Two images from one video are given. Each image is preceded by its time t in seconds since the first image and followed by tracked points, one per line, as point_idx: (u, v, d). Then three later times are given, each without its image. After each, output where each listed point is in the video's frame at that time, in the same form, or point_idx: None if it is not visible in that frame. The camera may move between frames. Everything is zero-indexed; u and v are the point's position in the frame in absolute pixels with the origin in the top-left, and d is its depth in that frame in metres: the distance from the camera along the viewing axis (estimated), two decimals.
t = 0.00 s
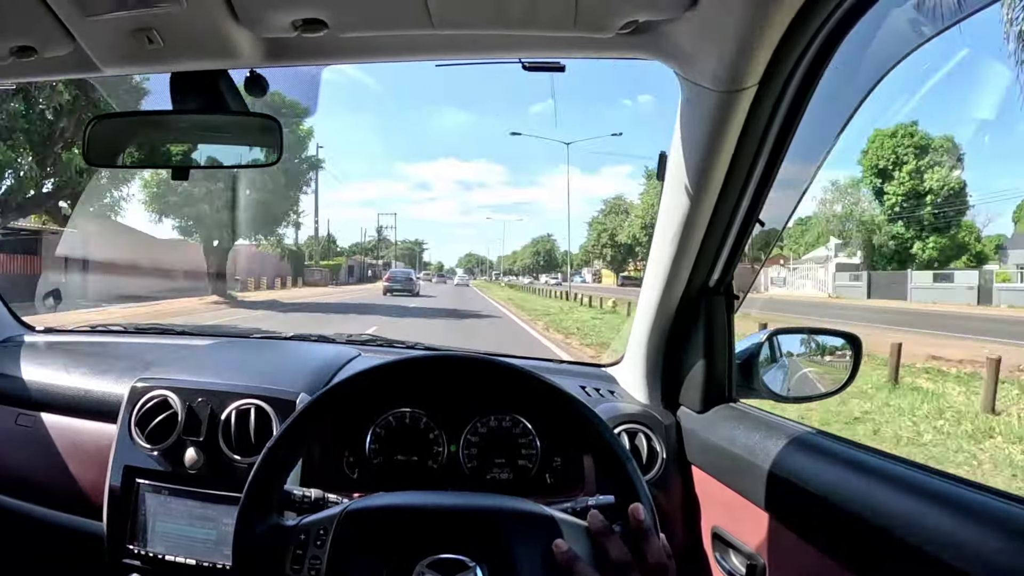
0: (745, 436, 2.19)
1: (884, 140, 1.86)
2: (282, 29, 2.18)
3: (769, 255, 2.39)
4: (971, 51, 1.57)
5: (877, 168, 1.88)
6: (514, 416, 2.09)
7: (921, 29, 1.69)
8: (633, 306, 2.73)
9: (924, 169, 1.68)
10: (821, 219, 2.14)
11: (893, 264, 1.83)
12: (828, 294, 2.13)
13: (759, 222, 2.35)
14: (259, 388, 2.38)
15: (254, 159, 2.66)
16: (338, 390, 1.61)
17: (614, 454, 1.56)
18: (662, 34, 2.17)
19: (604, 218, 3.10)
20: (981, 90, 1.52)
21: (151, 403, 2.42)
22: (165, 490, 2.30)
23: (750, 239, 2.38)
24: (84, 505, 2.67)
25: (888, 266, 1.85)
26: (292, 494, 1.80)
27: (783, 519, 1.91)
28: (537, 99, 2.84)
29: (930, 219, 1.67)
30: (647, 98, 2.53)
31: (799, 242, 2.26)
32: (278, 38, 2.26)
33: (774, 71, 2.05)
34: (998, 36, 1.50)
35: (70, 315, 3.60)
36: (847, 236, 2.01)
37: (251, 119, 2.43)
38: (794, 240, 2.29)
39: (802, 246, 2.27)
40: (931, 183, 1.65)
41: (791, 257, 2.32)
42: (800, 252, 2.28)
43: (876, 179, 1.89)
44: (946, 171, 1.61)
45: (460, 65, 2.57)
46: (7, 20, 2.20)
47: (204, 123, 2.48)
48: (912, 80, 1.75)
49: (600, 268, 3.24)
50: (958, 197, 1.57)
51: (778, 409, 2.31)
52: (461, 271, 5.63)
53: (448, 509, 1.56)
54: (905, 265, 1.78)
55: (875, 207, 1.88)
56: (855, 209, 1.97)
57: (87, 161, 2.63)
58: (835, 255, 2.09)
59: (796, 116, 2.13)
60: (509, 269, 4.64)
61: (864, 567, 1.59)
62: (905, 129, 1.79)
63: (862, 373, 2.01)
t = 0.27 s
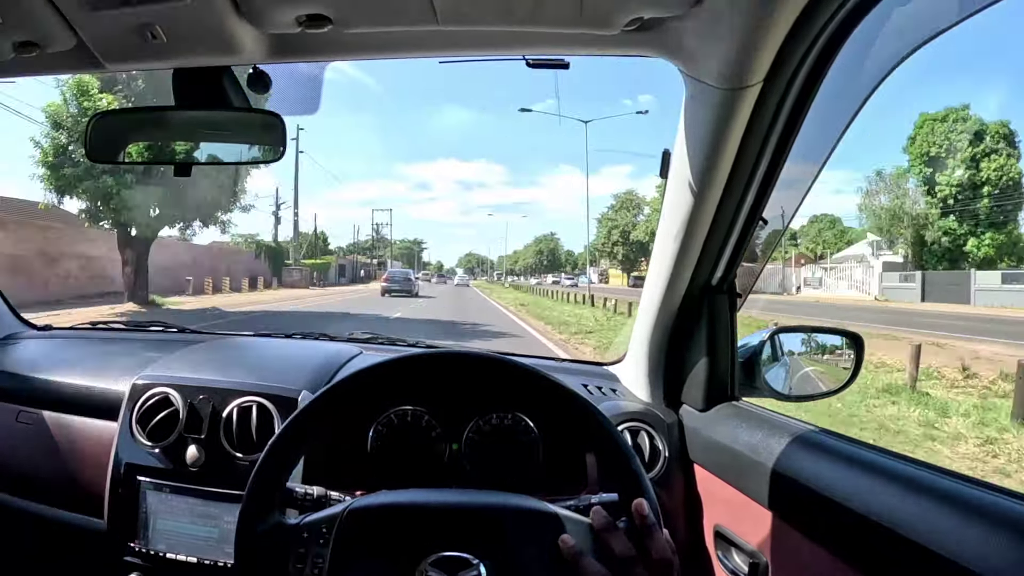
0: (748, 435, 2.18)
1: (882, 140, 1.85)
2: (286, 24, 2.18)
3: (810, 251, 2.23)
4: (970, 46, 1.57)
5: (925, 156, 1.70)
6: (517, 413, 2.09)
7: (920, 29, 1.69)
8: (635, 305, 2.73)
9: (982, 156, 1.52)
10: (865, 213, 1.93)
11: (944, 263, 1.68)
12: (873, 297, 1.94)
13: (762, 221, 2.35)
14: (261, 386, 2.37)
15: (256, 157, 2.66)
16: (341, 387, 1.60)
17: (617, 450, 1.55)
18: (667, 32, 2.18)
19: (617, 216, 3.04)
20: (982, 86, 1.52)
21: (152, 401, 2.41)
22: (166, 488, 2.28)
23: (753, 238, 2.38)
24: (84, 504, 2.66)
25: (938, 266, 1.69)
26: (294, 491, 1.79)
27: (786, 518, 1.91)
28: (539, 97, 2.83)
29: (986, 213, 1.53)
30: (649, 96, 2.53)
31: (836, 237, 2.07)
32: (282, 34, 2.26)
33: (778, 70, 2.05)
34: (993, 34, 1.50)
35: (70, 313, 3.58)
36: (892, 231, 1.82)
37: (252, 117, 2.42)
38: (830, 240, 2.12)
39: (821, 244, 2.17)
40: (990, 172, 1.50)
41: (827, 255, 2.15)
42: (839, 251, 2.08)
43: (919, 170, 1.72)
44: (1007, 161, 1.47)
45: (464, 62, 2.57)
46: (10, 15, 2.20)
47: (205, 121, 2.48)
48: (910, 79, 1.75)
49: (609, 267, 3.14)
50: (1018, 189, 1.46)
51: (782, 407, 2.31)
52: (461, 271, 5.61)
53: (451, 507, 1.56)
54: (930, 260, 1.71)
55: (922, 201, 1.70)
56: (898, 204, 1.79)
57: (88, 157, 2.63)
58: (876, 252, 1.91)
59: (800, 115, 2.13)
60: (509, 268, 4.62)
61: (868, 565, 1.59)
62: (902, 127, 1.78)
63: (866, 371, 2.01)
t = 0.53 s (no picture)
0: (752, 436, 2.19)
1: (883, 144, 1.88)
2: (291, 26, 2.18)
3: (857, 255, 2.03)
4: (971, 50, 1.58)
5: (982, 141, 1.53)
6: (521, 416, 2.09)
7: (926, 30, 1.69)
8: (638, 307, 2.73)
9: None
10: (917, 201, 1.75)
11: (1005, 262, 1.49)
12: (926, 301, 1.72)
13: (766, 223, 2.35)
14: (265, 387, 2.37)
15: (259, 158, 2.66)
16: (348, 390, 1.60)
17: (623, 452, 1.55)
18: (673, 35, 2.18)
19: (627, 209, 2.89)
20: (988, 88, 1.53)
21: (155, 403, 2.41)
22: (169, 490, 2.29)
23: (757, 240, 2.39)
24: (86, 505, 2.66)
25: (999, 265, 1.50)
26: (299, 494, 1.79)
27: (790, 519, 1.91)
28: (542, 98, 2.82)
29: None
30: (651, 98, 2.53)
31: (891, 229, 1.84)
32: (287, 35, 2.25)
33: (784, 73, 2.06)
34: (996, 36, 1.51)
35: (70, 313, 3.57)
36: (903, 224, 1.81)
37: (255, 117, 2.42)
38: (851, 239, 2.05)
39: (840, 241, 2.10)
40: None
41: (871, 252, 1.96)
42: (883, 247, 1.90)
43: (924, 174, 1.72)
44: None
45: (468, 64, 2.57)
46: (14, 15, 2.19)
47: (209, 122, 2.47)
48: (914, 82, 1.76)
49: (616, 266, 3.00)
50: None
51: (786, 409, 2.31)
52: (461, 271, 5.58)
53: (457, 509, 1.55)
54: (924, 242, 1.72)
55: (979, 187, 1.53)
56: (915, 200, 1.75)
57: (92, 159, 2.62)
58: (925, 249, 1.73)
59: (805, 118, 2.13)
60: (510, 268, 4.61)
61: (873, 567, 1.59)
62: (905, 131, 1.79)
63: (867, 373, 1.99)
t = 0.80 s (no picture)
0: (753, 437, 2.18)
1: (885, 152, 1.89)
2: (293, 25, 2.17)
3: (903, 253, 1.93)
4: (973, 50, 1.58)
5: None
6: (521, 415, 2.08)
7: (927, 32, 1.69)
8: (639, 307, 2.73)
9: None
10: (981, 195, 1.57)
11: None
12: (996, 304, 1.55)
13: (768, 224, 2.35)
14: (265, 387, 2.36)
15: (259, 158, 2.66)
16: (350, 390, 1.59)
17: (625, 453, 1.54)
18: (674, 34, 2.18)
19: (639, 204, 2.86)
20: (990, 87, 1.52)
21: (155, 403, 2.40)
22: (169, 490, 2.28)
23: (758, 241, 2.38)
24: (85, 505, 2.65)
25: None
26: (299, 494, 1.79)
27: (791, 519, 1.91)
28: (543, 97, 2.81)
29: None
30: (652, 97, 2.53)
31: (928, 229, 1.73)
32: (288, 35, 2.25)
33: (785, 73, 2.06)
34: (998, 37, 1.51)
35: (70, 313, 3.56)
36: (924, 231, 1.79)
37: (255, 116, 2.42)
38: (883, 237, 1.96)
39: (866, 240, 2.04)
40: None
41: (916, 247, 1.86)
42: (928, 243, 1.78)
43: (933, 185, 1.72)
44: None
45: (469, 63, 2.56)
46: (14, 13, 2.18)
47: (209, 121, 2.47)
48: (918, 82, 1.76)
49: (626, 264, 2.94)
50: None
51: (786, 409, 2.31)
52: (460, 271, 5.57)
53: (458, 509, 1.55)
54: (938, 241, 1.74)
55: None
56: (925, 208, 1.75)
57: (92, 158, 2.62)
58: (981, 247, 1.59)
59: (806, 118, 2.13)
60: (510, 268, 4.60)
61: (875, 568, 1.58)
62: (907, 136, 1.80)
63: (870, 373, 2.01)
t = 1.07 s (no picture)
0: (751, 437, 2.18)
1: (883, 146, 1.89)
2: (289, 25, 2.18)
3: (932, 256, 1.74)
4: (969, 51, 1.59)
5: None
6: (518, 415, 2.08)
7: (925, 30, 1.69)
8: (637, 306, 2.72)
9: None
10: None
11: None
12: None
13: (765, 223, 2.34)
14: (263, 387, 2.36)
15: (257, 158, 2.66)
16: (346, 389, 1.60)
17: (620, 452, 1.54)
18: (670, 34, 2.18)
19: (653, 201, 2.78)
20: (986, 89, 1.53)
21: (153, 403, 2.41)
22: (168, 490, 2.29)
23: (756, 240, 2.38)
24: (84, 505, 2.66)
25: None
26: (296, 493, 1.80)
27: (788, 519, 1.91)
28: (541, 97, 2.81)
29: None
30: (650, 97, 2.53)
31: (959, 232, 1.62)
32: (284, 35, 2.26)
33: (781, 73, 2.06)
34: (995, 37, 1.52)
35: (70, 314, 3.57)
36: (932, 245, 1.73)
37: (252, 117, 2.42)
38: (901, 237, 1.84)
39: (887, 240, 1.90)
40: None
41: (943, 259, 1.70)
42: (957, 251, 1.65)
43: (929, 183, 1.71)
44: None
45: (466, 63, 2.57)
46: (11, 15, 2.19)
47: (207, 122, 2.48)
48: (914, 83, 1.77)
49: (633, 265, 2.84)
50: None
51: (783, 408, 2.31)
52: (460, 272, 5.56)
53: (453, 508, 1.55)
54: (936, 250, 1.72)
55: None
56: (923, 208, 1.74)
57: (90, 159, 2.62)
58: None
59: (803, 118, 2.13)
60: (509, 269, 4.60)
61: (870, 567, 1.59)
62: (908, 130, 1.79)
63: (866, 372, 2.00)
